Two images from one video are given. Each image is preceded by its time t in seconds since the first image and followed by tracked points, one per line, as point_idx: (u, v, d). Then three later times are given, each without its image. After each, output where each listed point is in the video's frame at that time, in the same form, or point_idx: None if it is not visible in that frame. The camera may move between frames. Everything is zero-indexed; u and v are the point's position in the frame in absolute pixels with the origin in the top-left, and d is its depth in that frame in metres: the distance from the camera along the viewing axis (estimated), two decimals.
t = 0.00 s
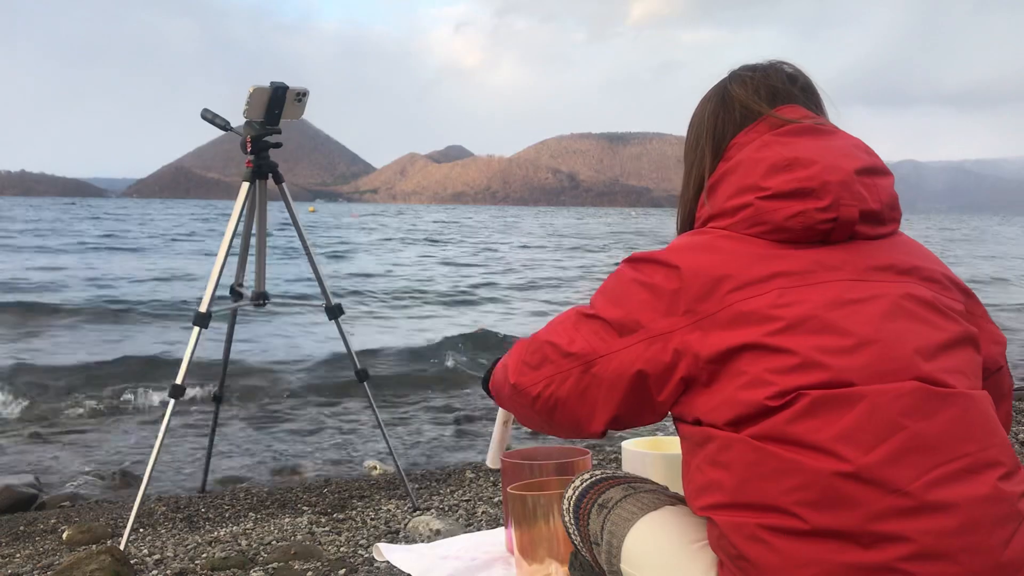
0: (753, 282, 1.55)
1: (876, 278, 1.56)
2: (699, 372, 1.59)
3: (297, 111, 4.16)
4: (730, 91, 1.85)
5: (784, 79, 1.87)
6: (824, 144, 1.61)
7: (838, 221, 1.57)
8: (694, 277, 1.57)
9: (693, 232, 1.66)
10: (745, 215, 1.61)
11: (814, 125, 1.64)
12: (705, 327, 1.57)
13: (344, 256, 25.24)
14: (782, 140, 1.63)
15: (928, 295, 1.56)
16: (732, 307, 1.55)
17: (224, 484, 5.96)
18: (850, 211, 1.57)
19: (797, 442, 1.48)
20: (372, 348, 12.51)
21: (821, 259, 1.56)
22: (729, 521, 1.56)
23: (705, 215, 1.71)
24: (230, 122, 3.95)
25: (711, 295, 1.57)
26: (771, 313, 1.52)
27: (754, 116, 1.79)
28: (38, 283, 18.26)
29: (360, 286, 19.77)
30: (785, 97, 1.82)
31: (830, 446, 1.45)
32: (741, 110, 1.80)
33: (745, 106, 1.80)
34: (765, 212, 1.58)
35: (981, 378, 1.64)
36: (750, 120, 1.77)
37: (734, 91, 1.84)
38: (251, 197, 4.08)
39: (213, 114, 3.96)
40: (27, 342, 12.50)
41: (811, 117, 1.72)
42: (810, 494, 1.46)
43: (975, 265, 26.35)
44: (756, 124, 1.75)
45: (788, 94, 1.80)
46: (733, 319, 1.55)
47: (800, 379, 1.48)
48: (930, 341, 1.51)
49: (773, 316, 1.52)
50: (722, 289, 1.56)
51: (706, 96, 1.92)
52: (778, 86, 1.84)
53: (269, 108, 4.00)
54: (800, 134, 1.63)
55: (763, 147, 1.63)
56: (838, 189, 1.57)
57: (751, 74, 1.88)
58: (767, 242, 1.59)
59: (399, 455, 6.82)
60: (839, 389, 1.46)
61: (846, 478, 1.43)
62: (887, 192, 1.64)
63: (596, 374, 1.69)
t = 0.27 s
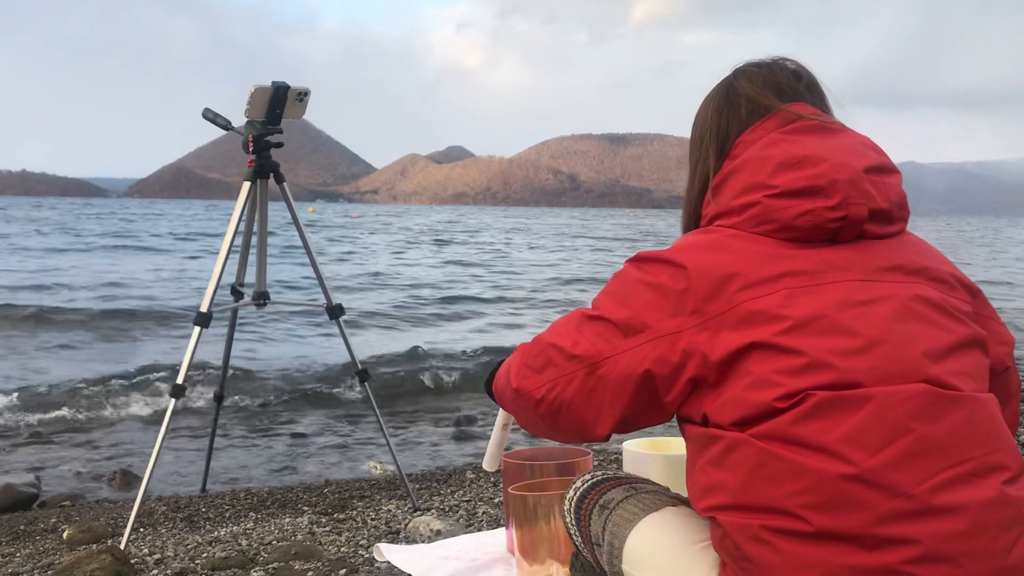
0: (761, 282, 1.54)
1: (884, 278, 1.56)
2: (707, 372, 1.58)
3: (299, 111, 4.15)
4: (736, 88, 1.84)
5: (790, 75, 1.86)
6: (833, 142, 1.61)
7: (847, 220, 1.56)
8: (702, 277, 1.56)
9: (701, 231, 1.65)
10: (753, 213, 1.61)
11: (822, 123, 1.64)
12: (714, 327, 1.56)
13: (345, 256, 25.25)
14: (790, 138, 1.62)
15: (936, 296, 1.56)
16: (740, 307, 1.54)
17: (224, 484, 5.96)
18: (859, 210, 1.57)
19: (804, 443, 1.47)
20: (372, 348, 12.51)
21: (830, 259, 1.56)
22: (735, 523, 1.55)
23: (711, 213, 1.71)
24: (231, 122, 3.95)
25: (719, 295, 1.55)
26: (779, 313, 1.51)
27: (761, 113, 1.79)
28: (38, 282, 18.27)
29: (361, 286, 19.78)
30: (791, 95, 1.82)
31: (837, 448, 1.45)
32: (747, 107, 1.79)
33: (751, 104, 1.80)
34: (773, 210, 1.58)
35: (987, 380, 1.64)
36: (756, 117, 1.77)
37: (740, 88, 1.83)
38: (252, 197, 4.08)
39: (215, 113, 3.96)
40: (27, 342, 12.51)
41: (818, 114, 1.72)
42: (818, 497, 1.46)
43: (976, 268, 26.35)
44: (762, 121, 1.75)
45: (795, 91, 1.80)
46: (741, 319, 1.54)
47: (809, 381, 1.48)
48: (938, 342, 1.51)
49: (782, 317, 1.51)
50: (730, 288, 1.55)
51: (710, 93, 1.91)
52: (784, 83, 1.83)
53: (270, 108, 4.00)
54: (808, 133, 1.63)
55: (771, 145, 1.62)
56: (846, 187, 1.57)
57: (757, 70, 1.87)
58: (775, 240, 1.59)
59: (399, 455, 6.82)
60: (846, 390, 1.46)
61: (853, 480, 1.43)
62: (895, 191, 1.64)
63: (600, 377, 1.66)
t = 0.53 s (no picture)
0: (765, 284, 1.53)
1: (887, 282, 1.55)
2: (709, 376, 1.57)
3: (298, 112, 4.15)
4: (737, 88, 1.83)
5: (790, 75, 1.86)
6: (835, 143, 1.60)
7: (850, 222, 1.56)
8: (705, 279, 1.55)
9: (703, 232, 1.64)
10: (756, 214, 1.60)
11: (824, 124, 1.64)
12: (716, 330, 1.55)
13: (344, 257, 25.25)
14: (792, 139, 1.62)
15: (939, 300, 1.55)
16: (744, 309, 1.52)
17: (223, 486, 5.95)
18: (862, 212, 1.56)
19: (807, 447, 1.46)
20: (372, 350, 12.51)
21: (832, 262, 1.55)
22: (736, 529, 1.54)
23: (713, 215, 1.69)
24: (229, 124, 3.95)
25: (722, 298, 1.54)
26: (783, 316, 1.50)
27: (762, 112, 1.78)
28: (38, 283, 18.26)
29: (361, 287, 19.77)
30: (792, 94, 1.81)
31: (840, 453, 1.44)
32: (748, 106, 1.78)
33: (752, 105, 1.79)
34: (776, 211, 1.57)
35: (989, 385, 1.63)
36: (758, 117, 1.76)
37: (741, 88, 1.82)
38: (250, 199, 4.07)
39: (213, 115, 3.95)
40: (27, 342, 12.51)
41: (820, 114, 1.71)
42: (819, 502, 1.45)
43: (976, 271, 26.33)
44: (764, 122, 1.74)
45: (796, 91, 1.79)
46: (744, 323, 1.52)
47: (812, 384, 1.47)
48: (942, 347, 1.50)
49: (785, 320, 1.50)
50: (733, 291, 1.54)
51: (711, 93, 1.90)
52: (785, 82, 1.83)
53: (269, 110, 3.99)
54: (810, 133, 1.62)
55: (773, 146, 1.62)
56: (849, 189, 1.56)
57: (757, 70, 1.87)
58: (778, 242, 1.58)
59: (398, 457, 6.81)
60: (849, 394, 1.45)
61: (856, 486, 1.42)
62: (898, 193, 1.63)
63: (601, 382, 1.64)
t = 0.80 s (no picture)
0: (768, 290, 1.53)
1: (889, 289, 1.55)
2: (710, 383, 1.57)
3: (297, 116, 4.15)
4: (739, 92, 1.84)
5: (792, 79, 1.86)
6: (838, 150, 1.61)
7: (853, 228, 1.56)
8: (707, 286, 1.54)
9: (705, 238, 1.64)
10: (758, 220, 1.60)
11: (827, 130, 1.64)
12: (718, 336, 1.55)
13: (343, 260, 25.25)
14: (794, 146, 1.62)
15: (940, 308, 1.56)
16: (747, 315, 1.52)
17: (220, 489, 5.94)
18: (865, 218, 1.56)
19: (808, 455, 1.46)
20: (370, 353, 12.51)
21: (835, 269, 1.56)
22: (736, 537, 1.54)
23: (715, 220, 1.70)
24: (228, 127, 3.95)
25: (725, 305, 1.54)
26: (785, 323, 1.50)
27: (764, 117, 1.78)
28: (36, 285, 18.25)
29: (359, 290, 19.77)
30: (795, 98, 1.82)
31: (840, 461, 1.44)
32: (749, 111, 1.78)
33: (753, 110, 1.80)
34: (779, 218, 1.57)
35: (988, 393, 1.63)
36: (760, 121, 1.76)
37: (743, 92, 1.82)
38: (249, 202, 4.07)
39: (212, 118, 3.95)
40: (24, 344, 12.51)
41: (822, 119, 1.72)
42: (820, 510, 1.45)
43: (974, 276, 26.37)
44: (766, 126, 1.74)
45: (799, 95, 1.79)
46: (746, 329, 1.52)
47: (814, 391, 1.47)
48: (943, 355, 1.50)
49: (787, 327, 1.50)
50: (736, 297, 1.54)
51: (712, 97, 1.90)
52: (787, 86, 1.83)
53: (268, 114, 3.99)
54: (814, 139, 1.63)
55: (776, 152, 1.62)
56: (852, 196, 1.57)
57: (759, 74, 1.87)
58: (781, 249, 1.58)
59: (395, 461, 6.81)
60: (851, 402, 1.45)
61: (856, 494, 1.43)
62: (900, 200, 1.64)
63: (601, 389, 1.64)
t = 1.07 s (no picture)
0: (770, 295, 1.52)
1: (890, 295, 1.55)
2: (711, 388, 1.56)
3: (296, 119, 4.15)
4: (739, 96, 1.84)
5: (793, 83, 1.86)
6: (840, 154, 1.60)
7: (854, 233, 1.55)
8: (709, 290, 1.54)
9: (706, 242, 1.64)
10: (760, 225, 1.59)
11: (828, 134, 1.64)
12: (719, 341, 1.54)
13: (342, 262, 25.24)
14: (796, 150, 1.62)
15: (941, 315, 1.55)
16: (749, 320, 1.52)
17: (217, 492, 5.93)
18: (867, 223, 1.56)
19: (809, 461, 1.46)
20: (368, 355, 12.50)
21: (836, 274, 1.55)
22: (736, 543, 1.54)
23: (716, 224, 1.69)
24: (227, 130, 3.95)
25: (727, 309, 1.53)
26: (787, 328, 1.49)
27: (765, 121, 1.78)
28: (34, 286, 18.22)
29: (358, 292, 19.75)
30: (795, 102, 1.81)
31: (841, 467, 1.43)
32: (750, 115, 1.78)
33: (754, 113, 1.79)
34: (781, 222, 1.56)
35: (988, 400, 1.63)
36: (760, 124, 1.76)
37: (743, 96, 1.82)
38: (248, 205, 4.06)
39: (212, 121, 3.95)
40: (22, 345, 12.48)
41: (822, 124, 1.72)
42: (820, 516, 1.44)
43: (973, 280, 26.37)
44: (767, 130, 1.74)
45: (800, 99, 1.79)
46: (748, 334, 1.52)
47: (816, 397, 1.46)
48: (944, 361, 1.50)
49: (789, 333, 1.49)
50: (737, 301, 1.53)
51: (712, 101, 1.90)
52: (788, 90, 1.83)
53: (267, 116, 3.99)
54: (815, 143, 1.62)
55: (778, 156, 1.62)
56: (854, 201, 1.56)
57: (759, 78, 1.87)
58: (782, 253, 1.58)
59: (393, 464, 6.80)
60: (852, 408, 1.45)
61: (857, 500, 1.42)
62: (902, 204, 1.63)
63: (601, 394, 1.63)
